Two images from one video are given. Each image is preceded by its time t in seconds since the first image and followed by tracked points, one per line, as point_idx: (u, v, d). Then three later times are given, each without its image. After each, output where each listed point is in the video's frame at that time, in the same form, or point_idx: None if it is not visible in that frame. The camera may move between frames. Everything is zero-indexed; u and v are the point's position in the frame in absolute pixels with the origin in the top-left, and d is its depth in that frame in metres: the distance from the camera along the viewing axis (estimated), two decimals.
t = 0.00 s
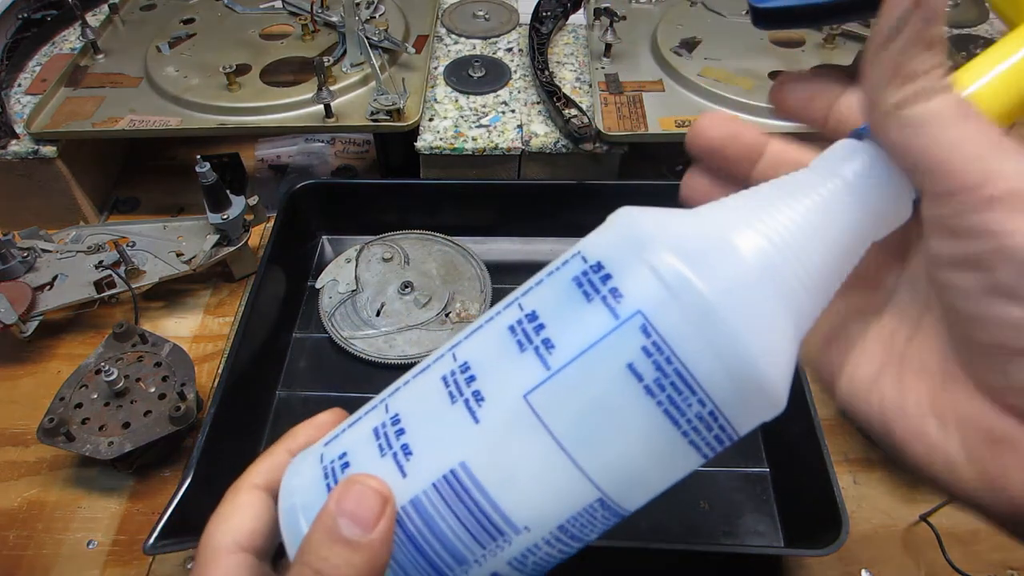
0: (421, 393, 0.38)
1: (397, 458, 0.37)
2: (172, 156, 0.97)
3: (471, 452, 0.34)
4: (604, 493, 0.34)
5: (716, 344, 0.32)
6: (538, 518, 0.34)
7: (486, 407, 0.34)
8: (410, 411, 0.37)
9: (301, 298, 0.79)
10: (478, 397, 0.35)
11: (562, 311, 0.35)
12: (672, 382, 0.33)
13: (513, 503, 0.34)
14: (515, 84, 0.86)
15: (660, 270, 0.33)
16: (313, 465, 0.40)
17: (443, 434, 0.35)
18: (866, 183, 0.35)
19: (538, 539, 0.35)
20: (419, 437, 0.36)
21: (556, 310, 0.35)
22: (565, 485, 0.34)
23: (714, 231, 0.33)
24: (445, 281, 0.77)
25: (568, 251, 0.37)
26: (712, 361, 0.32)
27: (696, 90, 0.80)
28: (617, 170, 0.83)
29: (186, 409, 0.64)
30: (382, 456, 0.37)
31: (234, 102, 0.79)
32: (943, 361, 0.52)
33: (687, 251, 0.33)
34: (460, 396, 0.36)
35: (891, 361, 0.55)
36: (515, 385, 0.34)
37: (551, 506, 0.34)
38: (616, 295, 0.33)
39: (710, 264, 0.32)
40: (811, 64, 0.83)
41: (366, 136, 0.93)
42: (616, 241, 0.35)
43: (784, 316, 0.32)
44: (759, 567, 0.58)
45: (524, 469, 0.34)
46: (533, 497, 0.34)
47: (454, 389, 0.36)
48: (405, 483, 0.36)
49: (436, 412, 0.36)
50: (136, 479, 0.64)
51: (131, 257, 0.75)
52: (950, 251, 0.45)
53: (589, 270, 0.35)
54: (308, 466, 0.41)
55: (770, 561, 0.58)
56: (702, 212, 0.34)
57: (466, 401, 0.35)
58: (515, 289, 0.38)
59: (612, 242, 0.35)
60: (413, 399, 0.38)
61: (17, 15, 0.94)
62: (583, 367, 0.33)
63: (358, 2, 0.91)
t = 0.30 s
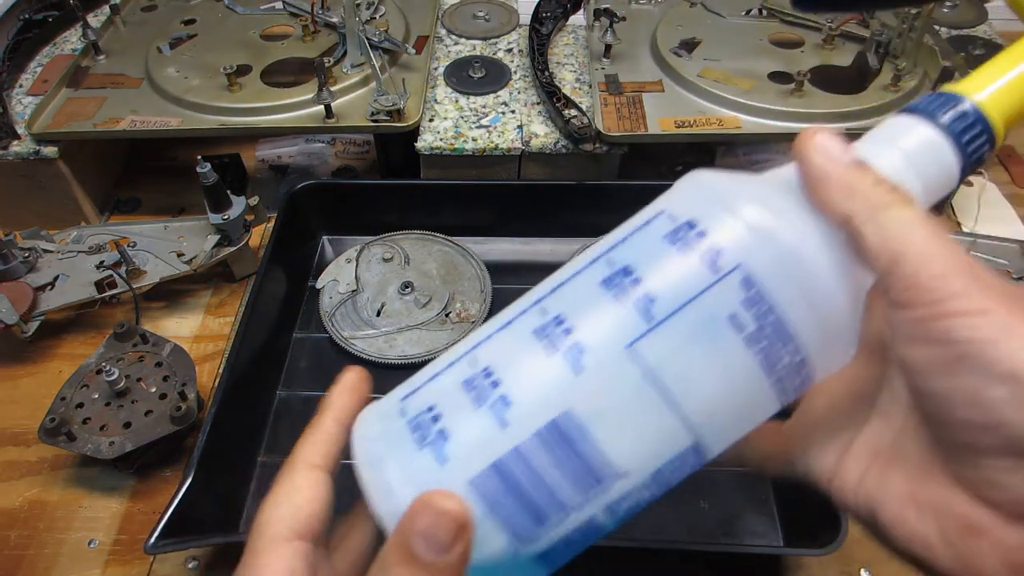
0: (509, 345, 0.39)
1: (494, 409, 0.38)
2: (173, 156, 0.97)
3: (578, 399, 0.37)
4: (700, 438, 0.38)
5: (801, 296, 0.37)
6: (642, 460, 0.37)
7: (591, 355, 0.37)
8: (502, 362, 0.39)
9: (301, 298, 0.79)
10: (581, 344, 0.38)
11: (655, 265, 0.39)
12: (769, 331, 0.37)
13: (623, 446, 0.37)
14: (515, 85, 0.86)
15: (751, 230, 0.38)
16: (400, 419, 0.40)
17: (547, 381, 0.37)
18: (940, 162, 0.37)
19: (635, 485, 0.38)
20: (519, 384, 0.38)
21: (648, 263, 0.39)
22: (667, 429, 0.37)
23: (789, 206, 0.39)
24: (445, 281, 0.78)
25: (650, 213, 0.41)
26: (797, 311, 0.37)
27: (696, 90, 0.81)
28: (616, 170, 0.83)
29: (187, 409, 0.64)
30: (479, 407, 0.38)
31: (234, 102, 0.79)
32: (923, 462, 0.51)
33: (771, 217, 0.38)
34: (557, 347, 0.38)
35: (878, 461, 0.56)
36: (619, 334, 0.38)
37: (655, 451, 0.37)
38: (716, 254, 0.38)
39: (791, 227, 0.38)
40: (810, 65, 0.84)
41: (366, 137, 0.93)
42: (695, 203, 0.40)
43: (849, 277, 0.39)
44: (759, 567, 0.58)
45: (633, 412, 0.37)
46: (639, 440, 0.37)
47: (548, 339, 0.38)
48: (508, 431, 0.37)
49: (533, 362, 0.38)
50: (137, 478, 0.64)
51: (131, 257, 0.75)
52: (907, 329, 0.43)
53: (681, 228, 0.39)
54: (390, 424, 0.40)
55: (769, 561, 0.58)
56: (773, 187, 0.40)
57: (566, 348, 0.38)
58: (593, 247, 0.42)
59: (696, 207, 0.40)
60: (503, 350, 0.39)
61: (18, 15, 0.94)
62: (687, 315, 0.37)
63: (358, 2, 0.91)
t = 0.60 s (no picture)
0: (651, 229, 0.39)
1: (637, 290, 0.39)
2: (173, 156, 0.98)
3: (711, 279, 0.37)
4: (830, 306, 0.37)
5: (940, 175, 0.33)
6: (774, 330, 0.38)
7: (725, 242, 0.36)
8: (645, 246, 0.39)
9: (301, 298, 0.79)
10: (713, 233, 0.37)
11: (786, 148, 0.36)
12: (900, 214, 0.34)
13: (754, 317, 0.38)
14: (515, 85, 0.86)
15: (887, 103, 0.33)
16: (555, 300, 0.43)
17: (683, 264, 0.38)
18: None
19: (769, 347, 0.39)
20: (660, 267, 0.38)
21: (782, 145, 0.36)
22: (794, 301, 0.37)
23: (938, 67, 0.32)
24: (445, 281, 0.78)
25: (785, 86, 0.37)
26: (937, 187, 0.33)
27: (695, 90, 0.81)
28: (616, 170, 0.83)
29: (187, 409, 0.64)
30: (622, 288, 0.40)
31: (234, 102, 0.79)
32: None
33: (920, 81, 0.32)
34: (692, 233, 0.37)
35: None
36: (750, 219, 0.36)
37: (786, 319, 0.38)
38: (848, 134, 0.34)
39: (937, 92, 0.32)
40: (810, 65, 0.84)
41: (366, 137, 0.93)
42: (831, 70, 0.35)
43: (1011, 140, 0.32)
44: (759, 567, 0.58)
45: (764, 291, 0.37)
46: (766, 312, 0.37)
47: (684, 226, 0.38)
48: (648, 312, 0.39)
49: (668, 248, 0.38)
50: (137, 478, 0.64)
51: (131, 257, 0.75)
52: None
53: (815, 108, 0.35)
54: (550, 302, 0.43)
55: (769, 561, 0.58)
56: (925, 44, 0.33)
57: (699, 236, 0.37)
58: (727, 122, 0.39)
59: (838, 78, 0.35)
60: (643, 233, 0.39)
61: (18, 15, 0.94)
62: (818, 203, 0.35)
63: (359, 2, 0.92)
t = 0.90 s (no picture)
0: (718, 242, 0.40)
1: (714, 303, 0.40)
2: (172, 156, 0.98)
3: (779, 292, 0.37)
4: (901, 298, 0.35)
5: (992, 170, 0.29)
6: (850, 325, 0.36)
7: (789, 256, 0.36)
8: (714, 258, 0.40)
9: (302, 298, 0.79)
10: (777, 246, 0.36)
11: (841, 156, 0.34)
12: (958, 212, 0.31)
13: (830, 320, 0.36)
14: (515, 85, 0.86)
15: (924, 104, 0.30)
16: (641, 307, 0.45)
17: (752, 279, 0.38)
18: None
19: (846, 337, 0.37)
20: (732, 282, 0.39)
21: (832, 152, 0.34)
22: (863, 301, 0.35)
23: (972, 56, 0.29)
24: (445, 281, 0.78)
25: (831, 90, 0.34)
26: (993, 182, 0.30)
27: (696, 90, 0.81)
28: (616, 170, 0.83)
29: (187, 409, 0.64)
30: (700, 301, 0.41)
31: (234, 103, 0.79)
32: None
33: (950, 78, 0.29)
34: (758, 247, 0.37)
35: None
36: (809, 233, 0.35)
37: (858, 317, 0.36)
38: (896, 142, 0.32)
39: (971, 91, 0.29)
40: (810, 65, 0.84)
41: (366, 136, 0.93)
42: (868, 70, 0.32)
43: None
44: (759, 567, 0.58)
45: (835, 297, 0.35)
46: (844, 314, 0.36)
47: (750, 240, 0.38)
48: (724, 322, 0.40)
49: (737, 261, 0.38)
50: (137, 478, 0.64)
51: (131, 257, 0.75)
52: None
53: (862, 116, 0.33)
54: (636, 308, 0.46)
55: (769, 561, 0.58)
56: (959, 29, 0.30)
57: (761, 249, 0.37)
58: (783, 125, 0.37)
59: (878, 79, 0.32)
60: (712, 246, 0.40)
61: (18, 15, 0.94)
62: (877, 212, 0.33)
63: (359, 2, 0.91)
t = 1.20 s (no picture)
0: (720, 241, 0.40)
1: (719, 300, 0.41)
2: (172, 156, 0.97)
3: (782, 286, 0.38)
4: (899, 289, 0.36)
5: (987, 163, 0.31)
6: (849, 317, 0.37)
7: (791, 252, 0.37)
8: (717, 257, 0.41)
9: (302, 299, 0.79)
10: (779, 243, 0.37)
11: (840, 155, 0.35)
12: (954, 205, 0.32)
13: (831, 313, 0.37)
14: (515, 84, 0.86)
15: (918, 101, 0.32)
16: (648, 307, 0.46)
17: (756, 275, 0.39)
18: None
19: (846, 331, 0.38)
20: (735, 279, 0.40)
21: (832, 150, 0.35)
22: (862, 293, 0.36)
23: (966, 58, 0.31)
24: (445, 281, 0.78)
25: (828, 95, 0.36)
26: (986, 175, 0.31)
27: (696, 89, 0.80)
28: (616, 170, 0.83)
29: (187, 409, 0.63)
30: (705, 299, 0.42)
31: (233, 103, 0.79)
32: None
33: (939, 78, 0.31)
34: (762, 244, 0.38)
35: None
36: (811, 229, 0.36)
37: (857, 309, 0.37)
38: (894, 140, 0.33)
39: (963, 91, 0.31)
40: (811, 65, 0.83)
41: (365, 136, 0.94)
42: (864, 73, 0.34)
43: None
44: (760, 567, 0.58)
45: (836, 289, 0.36)
46: (845, 306, 0.37)
47: (752, 238, 0.39)
48: (732, 316, 0.41)
49: (739, 259, 0.39)
50: (137, 479, 0.64)
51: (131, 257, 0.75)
52: None
53: (860, 117, 0.34)
54: (642, 308, 0.47)
55: (770, 561, 0.58)
56: (953, 34, 0.32)
57: (764, 246, 0.38)
58: (782, 129, 0.39)
59: (874, 82, 0.34)
60: (715, 245, 0.41)
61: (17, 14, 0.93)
62: (876, 207, 0.34)
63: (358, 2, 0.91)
